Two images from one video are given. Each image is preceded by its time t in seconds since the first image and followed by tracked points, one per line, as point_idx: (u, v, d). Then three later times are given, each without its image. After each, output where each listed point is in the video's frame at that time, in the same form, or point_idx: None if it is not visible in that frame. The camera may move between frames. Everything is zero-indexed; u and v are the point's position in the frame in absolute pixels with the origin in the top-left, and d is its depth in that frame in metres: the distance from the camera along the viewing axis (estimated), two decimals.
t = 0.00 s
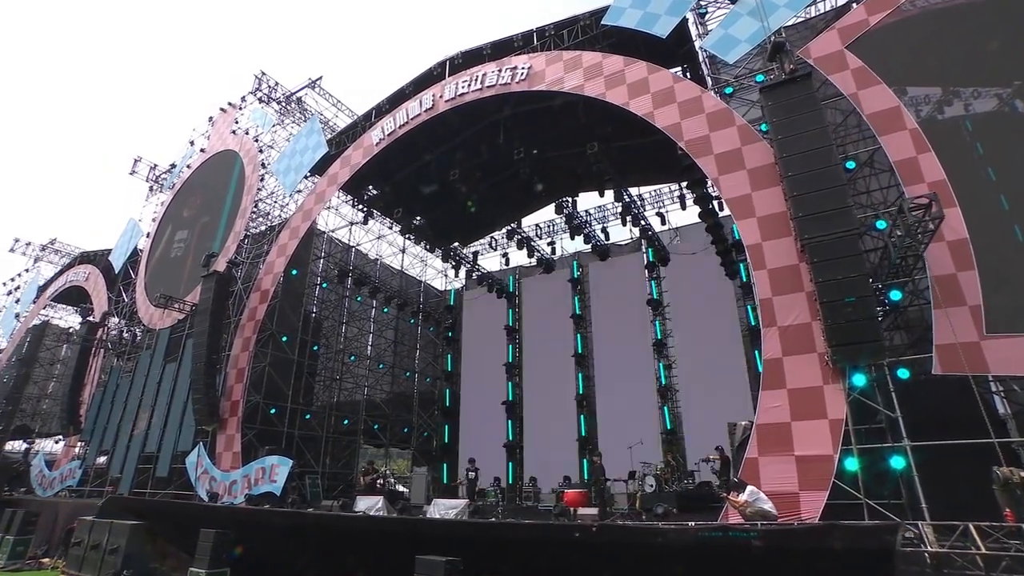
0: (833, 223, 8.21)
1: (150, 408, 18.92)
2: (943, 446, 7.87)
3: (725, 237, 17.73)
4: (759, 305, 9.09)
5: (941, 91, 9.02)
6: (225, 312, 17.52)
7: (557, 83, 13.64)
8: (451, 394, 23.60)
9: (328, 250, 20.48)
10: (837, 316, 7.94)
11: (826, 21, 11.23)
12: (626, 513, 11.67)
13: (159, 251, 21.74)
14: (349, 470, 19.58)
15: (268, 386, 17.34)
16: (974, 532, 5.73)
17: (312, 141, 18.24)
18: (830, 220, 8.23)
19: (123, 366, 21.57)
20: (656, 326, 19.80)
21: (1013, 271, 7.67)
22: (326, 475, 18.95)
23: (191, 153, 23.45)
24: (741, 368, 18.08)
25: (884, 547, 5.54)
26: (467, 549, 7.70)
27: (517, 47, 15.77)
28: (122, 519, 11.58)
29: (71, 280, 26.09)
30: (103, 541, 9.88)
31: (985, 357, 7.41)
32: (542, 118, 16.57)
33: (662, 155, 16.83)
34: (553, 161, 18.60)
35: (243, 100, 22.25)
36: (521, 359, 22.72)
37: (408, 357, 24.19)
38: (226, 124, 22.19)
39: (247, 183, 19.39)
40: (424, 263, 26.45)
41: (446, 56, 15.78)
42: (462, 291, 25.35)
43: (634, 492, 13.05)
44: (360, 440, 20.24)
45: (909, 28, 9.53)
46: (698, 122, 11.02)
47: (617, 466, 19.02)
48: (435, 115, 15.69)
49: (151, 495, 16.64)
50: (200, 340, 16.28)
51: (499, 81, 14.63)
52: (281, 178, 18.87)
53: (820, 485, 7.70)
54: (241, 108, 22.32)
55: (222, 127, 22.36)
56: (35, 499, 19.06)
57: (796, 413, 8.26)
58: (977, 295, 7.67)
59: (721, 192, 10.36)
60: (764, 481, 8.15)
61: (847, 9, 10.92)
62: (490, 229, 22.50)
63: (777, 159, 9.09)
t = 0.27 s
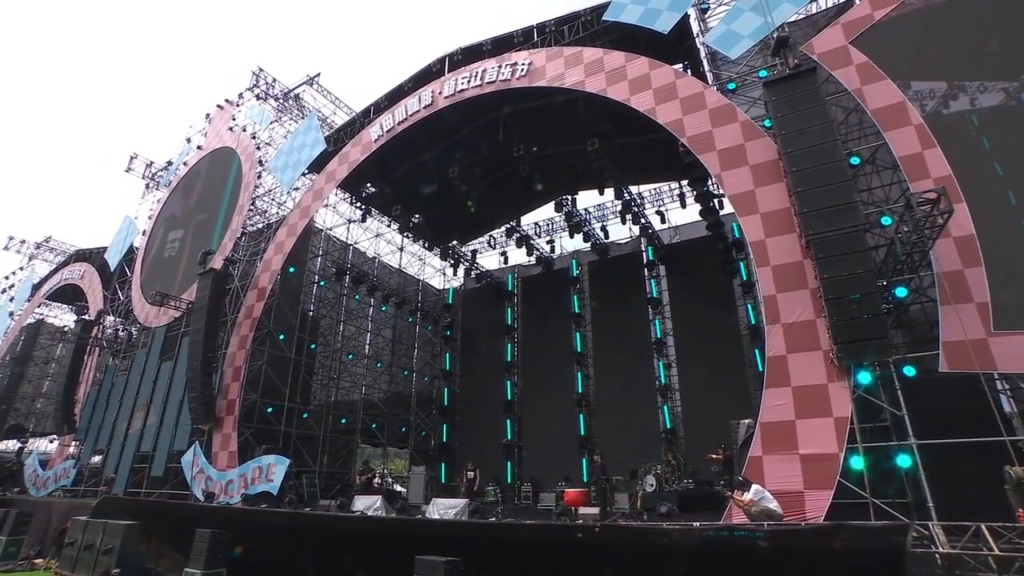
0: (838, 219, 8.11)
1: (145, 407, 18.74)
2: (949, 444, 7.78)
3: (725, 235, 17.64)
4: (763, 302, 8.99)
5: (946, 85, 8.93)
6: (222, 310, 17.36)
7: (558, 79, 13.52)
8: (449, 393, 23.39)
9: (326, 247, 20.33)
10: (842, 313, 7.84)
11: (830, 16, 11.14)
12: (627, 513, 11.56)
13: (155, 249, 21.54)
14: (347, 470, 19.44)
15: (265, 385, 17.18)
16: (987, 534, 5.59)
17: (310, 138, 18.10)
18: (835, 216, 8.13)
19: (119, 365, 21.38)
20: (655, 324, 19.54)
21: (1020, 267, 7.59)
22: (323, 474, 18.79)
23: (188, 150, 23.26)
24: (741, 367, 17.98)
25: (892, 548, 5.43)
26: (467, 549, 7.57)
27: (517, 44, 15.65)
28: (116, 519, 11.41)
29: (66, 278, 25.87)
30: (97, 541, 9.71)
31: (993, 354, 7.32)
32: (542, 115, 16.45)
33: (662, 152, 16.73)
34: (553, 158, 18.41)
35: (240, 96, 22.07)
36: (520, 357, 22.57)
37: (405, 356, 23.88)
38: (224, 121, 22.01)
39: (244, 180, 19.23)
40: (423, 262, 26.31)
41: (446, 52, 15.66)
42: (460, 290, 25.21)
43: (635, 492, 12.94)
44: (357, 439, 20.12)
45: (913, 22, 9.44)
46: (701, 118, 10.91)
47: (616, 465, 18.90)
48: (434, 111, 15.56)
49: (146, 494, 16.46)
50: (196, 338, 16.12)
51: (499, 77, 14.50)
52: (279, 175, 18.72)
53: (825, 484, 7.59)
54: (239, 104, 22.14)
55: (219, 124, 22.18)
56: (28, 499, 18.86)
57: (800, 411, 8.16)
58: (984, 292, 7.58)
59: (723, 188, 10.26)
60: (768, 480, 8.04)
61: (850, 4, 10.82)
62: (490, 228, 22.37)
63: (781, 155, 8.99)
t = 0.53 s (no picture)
0: (843, 215, 8.01)
1: (140, 405, 18.54)
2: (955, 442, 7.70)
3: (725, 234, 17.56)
4: (767, 299, 8.88)
5: (952, 79, 8.85)
6: (218, 308, 17.18)
7: (558, 75, 13.40)
8: (447, 392, 23.27)
9: (323, 245, 20.18)
10: (847, 310, 7.74)
11: (833, 12, 11.05)
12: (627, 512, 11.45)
13: (150, 246, 21.33)
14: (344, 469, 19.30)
15: (261, 383, 16.99)
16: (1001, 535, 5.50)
17: (307, 135, 17.94)
18: (840, 211, 8.04)
19: (113, 364, 21.17)
20: (654, 322, 19.30)
21: None
22: (320, 474, 18.65)
23: (184, 147, 23.06)
24: (741, 366, 17.90)
25: (902, 548, 5.33)
26: (467, 549, 7.44)
27: (517, 39, 15.52)
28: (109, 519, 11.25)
29: (60, 276, 25.63)
30: (89, 542, 9.51)
31: (1001, 351, 7.23)
32: (541, 112, 16.33)
33: (662, 150, 16.63)
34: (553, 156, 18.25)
35: (237, 93, 21.89)
36: (518, 356, 22.43)
37: (402, 355, 23.66)
38: (220, 118, 21.82)
39: (240, 177, 19.06)
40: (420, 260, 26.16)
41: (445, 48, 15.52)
42: (458, 289, 25.06)
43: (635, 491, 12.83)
44: (354, 438, 20.01)
45: (918, 15, 9.35)
46: (703, 114, 10.80)
47: (615, 464, 18.79)
48: (433, 107, 15.42)
49: (140, 494, 16.27)
50: (192, 336, 15.95)
51: (498, 72, 14.37)
52: (276, 172, 18.55)
53: (830, 483, 7.49)
54: (235, 101, 21.95)
55: (215, 121, 21.98)
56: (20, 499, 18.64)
57: (804, 409, 8.05)
58: (991, 288, 7.50)
59: (726, 184, 10.15)
60: (772, 479, 7.94)
61: None
62: (489, 227, 22.25)
63: (785, 150, 8.88)
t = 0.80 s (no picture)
0: (848, 210, 7.90)
1: (133, 404, 18.33)
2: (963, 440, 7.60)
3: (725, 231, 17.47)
4: (770, 295, 8.77)
5: (958, 72, 8.77)
6: (213, 305, 16.98)
7: (558, 70, 13.27)
8: (444, 391, 23.26)
9: (319, 243, 20.01)
10: (853, 306, 7.62)
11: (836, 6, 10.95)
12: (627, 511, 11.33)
13: (144, 243, 21.09)
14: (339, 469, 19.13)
15: (256, 381, 16.82)
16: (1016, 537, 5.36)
17: (304, 130, 17.77)
18: (845, 206, 7.92)
19: (106, 362, 20.94)
20: (653, 321, 19.41)
21: None
22: (316, 473, 18.48)
23: (179, 143, 22.82)
24: (740, 365, 17.81)
25: (914, 549, 5.21)
26: (467, 549, 7.30)
27: (517, 35, 15.38)
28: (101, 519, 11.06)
29: (53, 273, 25.35)
30: (80, 542, 9.31)
31: (1008, 347, 7.14)
32: (541, 108, 16.20)
33: (662, 147, 16.53)
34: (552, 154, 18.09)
35: (233, 89, 21.67)
36: (516, 355, 22.33)
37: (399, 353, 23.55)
38: (216, 114, 21.60)
39: (236, 173, 18.86)
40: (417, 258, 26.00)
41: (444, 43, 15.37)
42: (456, 287, 24.91)
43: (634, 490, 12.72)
44: (351, 437, 19.85)
45: (924, 8, 9.24)
46: (705, 109, 10.69)
47: (614, 464, 18.69)
48: (431, 103, 15.27)
49: (134, 494, 16.08)
50: (186, 333, 15.75)
51: (498, 68, 14.23)
52: (272, 168, 18.36)
53: (835, 482, 7.39)
54: (231, 97, 21.74)
55: (210, 117, 21.75)
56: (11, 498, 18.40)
57: (808, 407, 7.94)
58: (998, 285, 7.40)
59: (728, 180, 10.04)
60: (775, 478, 7.83)
61: None
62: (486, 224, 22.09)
63: (789, 145, 8.77)
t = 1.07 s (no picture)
0: (853, 205, 7.79)
1: (125, 402, 18.10)
2: (968, 438, 7.49)
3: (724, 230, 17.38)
4: (772, 291, 8.66)
5: (964, 65, 8.67)
6: (207, 302, 16.77)
7: (558, 65, 13.14)
8: (441, 390, 23.02)
9: (315, 240, 19.84)
10: (857, 302, 7.52)
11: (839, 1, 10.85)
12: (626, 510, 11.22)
13: (138, 240, 20.84)
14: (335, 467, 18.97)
15: (251, 379, 16.68)
16: None
17: (300, 126, 17.57)
18: (850, 201, 7.82)
19: (99, 360, 20.70)
20: (651, 319, 19.48)
21: None
22: (311, 472, 18.31)
23: (173, 139, 22.57)
24: (738, 363, 17.74)
25: (925, 549, 5.10)
26: (466, 549, 7.16)
27: (516, 30, 15.24)
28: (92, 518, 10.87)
29: (45, 270, 25.06)
30: (69, 542, 9.12)
31: (1013, 344, 7.04)
32: (539, 104, 16.07)
33: (661, 144, 16.42)
34: (551, 152, 17.97)
35: (228, 84, 21.45)
36: (513, 353, 22.23)
37: (395, 351, 23.42)
38: (211, 109, 21.36)
39: (231, 169, 18.64)
40: (414, 256, 25.84)
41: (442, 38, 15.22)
42: (452, 285, 24.75)
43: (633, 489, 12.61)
44: (346, 436, 19.69)
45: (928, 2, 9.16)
46: (706, 104, 10.58)
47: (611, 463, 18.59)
48: (429, 98, 15.11)
49: (125, 493, 15.87)
50: (179, 330, 15.55)
51: (496, 63, 14.08)
52: (267, 163, 18.16)
53: (839, 480, 7.29)
54: (226, 92, 21.51)
55: (205, 112, 21.51)
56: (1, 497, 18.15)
57: (811, 404, 7.84)
58: (1005, 281, 7.29)
59: (729, 175, 9.94)
60: (778, 476, 7.73)
61: None
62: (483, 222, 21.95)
63: (792, 140, 8.67)
